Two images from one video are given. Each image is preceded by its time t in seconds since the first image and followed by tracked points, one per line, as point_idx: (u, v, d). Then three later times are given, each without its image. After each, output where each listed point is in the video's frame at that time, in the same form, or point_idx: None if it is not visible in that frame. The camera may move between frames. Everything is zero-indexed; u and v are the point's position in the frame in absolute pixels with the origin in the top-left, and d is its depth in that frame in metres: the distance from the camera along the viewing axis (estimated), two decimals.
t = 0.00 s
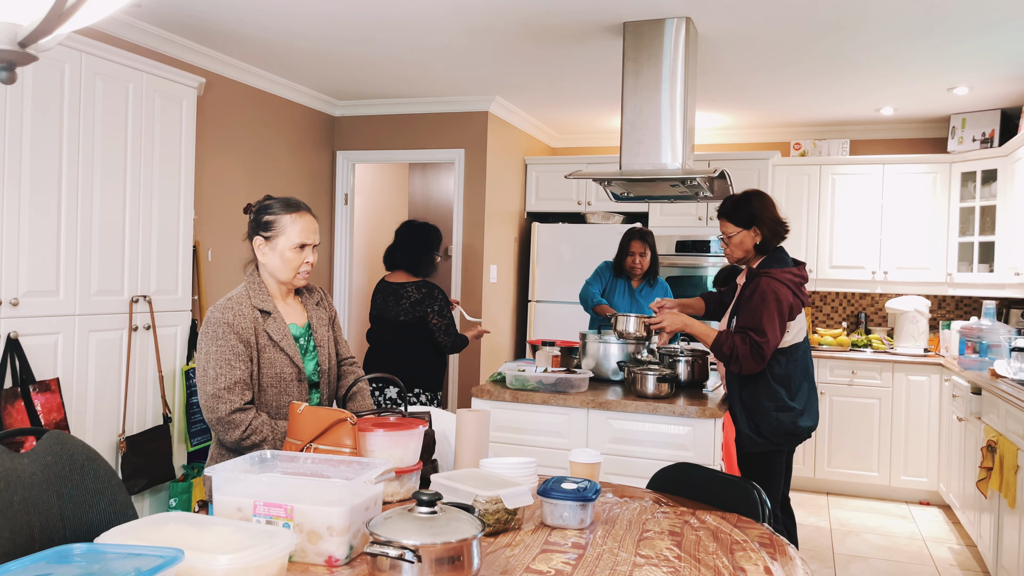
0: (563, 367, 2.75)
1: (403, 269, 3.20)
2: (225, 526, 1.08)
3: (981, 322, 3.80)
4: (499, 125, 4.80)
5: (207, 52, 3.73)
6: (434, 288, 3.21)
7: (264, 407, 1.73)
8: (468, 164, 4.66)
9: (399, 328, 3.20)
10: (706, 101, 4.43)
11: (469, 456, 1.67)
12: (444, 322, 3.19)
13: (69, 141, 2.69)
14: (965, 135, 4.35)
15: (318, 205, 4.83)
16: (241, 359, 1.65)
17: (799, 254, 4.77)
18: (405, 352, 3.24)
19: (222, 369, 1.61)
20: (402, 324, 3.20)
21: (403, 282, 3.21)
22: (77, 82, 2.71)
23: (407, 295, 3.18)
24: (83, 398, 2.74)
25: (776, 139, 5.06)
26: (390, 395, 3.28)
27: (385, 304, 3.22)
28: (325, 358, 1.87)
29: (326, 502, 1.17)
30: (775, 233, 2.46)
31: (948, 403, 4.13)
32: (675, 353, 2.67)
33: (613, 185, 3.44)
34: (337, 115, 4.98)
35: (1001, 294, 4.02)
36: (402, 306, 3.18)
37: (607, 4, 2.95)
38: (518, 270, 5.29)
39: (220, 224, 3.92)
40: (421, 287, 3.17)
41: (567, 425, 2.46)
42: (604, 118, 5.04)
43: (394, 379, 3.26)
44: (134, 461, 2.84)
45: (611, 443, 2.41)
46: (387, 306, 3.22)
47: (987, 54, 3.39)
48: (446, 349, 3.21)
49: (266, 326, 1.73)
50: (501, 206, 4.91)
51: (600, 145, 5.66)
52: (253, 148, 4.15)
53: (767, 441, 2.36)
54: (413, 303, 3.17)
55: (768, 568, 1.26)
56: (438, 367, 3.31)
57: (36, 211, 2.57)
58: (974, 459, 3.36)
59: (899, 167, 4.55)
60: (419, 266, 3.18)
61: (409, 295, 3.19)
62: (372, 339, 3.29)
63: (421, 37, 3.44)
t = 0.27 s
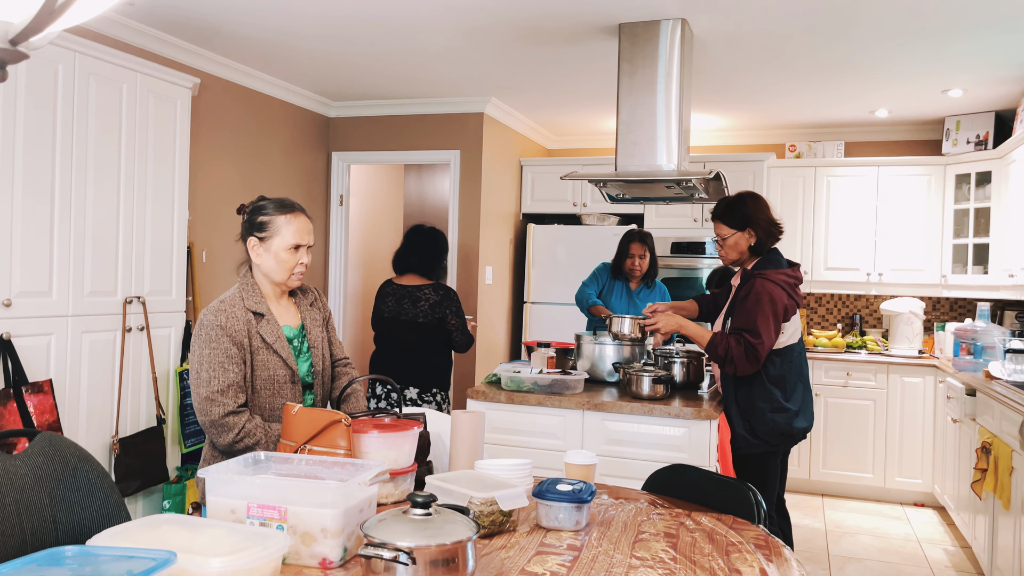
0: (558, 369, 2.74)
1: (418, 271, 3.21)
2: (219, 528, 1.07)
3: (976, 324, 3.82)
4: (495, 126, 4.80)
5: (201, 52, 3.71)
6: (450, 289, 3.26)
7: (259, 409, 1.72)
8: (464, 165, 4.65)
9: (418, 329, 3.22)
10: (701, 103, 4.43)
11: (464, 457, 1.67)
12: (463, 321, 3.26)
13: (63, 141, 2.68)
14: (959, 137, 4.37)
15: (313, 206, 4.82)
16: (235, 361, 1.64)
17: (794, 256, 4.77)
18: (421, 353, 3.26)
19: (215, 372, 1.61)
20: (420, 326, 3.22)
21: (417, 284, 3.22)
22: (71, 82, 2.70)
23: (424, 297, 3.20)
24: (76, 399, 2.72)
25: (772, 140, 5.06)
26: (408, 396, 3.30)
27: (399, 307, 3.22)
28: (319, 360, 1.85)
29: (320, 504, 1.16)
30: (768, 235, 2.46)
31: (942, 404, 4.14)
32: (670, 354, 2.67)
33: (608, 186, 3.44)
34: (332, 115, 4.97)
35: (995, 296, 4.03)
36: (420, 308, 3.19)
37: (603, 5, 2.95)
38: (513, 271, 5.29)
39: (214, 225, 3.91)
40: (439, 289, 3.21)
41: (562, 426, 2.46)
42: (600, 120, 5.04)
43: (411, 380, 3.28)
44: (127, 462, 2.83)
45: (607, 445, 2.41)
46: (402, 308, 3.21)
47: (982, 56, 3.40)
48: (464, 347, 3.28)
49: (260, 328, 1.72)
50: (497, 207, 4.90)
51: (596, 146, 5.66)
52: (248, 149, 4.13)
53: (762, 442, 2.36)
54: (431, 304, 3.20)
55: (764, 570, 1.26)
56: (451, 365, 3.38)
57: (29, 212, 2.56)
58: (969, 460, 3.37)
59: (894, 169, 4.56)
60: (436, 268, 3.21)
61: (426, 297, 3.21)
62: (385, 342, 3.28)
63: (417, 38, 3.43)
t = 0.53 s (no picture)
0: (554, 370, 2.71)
1: (438, 273, 3.34)
2: (212, 529, 1.06)
3: (970, 326, 3.82)
4: (490, 127, 4.79)
5: (195, 51, 3.69)
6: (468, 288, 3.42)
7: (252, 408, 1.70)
8: (459, 166, 4.64)
9: (442, 328, 3.40)
10: (696, 104, 4.43)
11: (459, 458, 1.66)
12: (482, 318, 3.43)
13: (55, 139, 2.65)
14: (953, 139, 4.37)
15: (307, 206, 4.80)
16: (229, 360, 1.62)
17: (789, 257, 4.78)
18: (442, 350, 3.44)
19: (209, 371, 1.58)
20: (443, 325, 3.39)
21: (437, 285, 3.37)
22: (64, 80, 2.68)
23: (445, 298, 3.36)
24: (67, 399, 2.69)
25: (766, 142, 5.07)
26: (431, 391, 3.49)
27: (420, 307, 3.37)
28: (314, 360, 1.84)
29: (315, 505, 1.15)
30: (765, 235, 2.46)
31: (937, 406, 4.14)
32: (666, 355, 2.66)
33: (604, 186, 3.43)
34: (327, 116, 4.95)
35: (989, 298, 4.04)
36: (442, 308, 3.36)
37: (598, 5, 2.94)
38: (508, 273, 5.28)
39: (207, 225, 3.88)
40: (459, 289, 3.37)
41: (558, 428, 2.45)
42: (595, 121, 5.04)
43: (433, 376, 3.47)
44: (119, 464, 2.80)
45: (603, 446, 2.40)
46: (423, 309, 3.37)
47: (977, 59, 3.42)
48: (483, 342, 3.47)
49: (255, 327, 1.70)
50: (492, 208, 4.89)
51: (591, 147, 5.66)
52: (241, 148, 4.11)
53: (758, 443, 2.37)
54: (453, 305, 3.36)
55: (762, 572, 1.25)
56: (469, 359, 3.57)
57: (21, 211, 2.54)
58: (964, 462, 3.37)
59: (888, 171, 4.57)
60: (456, 270, 3.35)
61: (446, 297, 3.37)
62: (407, 339, 3.46)
63: (413, 37, 3.42)
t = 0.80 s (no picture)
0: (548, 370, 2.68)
1: (447, 272, 3.49)
2: (202, 530, 1.04)
3: (963, 330, 3.81)
4: (484, 127, 4.78)
5: (186, 49, 3.66)
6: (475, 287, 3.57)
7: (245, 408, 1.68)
8: (452, 166, 4.63)
9: (450, 325, 3.53)
10: (690, 106, 4.44)
11: (453, 459, 1.65)
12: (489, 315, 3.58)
13: (44, 135, 2.62)
14: (946, 142, 4.39)
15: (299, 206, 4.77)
16: (223, 358, 1.60)
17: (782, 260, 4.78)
18: (451, 347, 3.57)
19: (202, 368, 1.57)
20: (452, 322, 3.52)
21: (447, 284, 3.51)
22: (54, 76, 2.65)
23: (455, 296, 3.50)
24: (55, 399, 2.66)
25: (760, 145, 5.08)
26: (439, 388, 3.63)
27: (430, 305, 3.50)
28: (308, 359, 1.81)
29: (307, 506, 1.13)
30: (759, 236, 2.45)
31: (928, 408, 4.16)
32: (660, 356, 2.64)
33: (598, 186, 3.42)
34: (319, 115, 4.92)
35: (980, 301, 4.05)
36: (452, 306, 3.50)
37: (593, 4, 2.94)
38: (501, 274, 5.26)
39: (199, 223, 3.85)
40: (468, 287, 3.52)
41: (551, 428, 2.43)
42: (589, 122, 5.03)
43: (441, 372, 3.60)
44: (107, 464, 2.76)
45: (597, 448, 2.38)
46: (433, 306, 3.50)
47: (971, 62, 3.43)
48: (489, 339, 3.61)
49: (249, 324, 1.68)
50: (485, 209, 4.88)
51: (585, 149, 5.65)
52: (233, 147, 4.09)
53: (753, 445, 2.35)
54: (462, 302, 3.51)
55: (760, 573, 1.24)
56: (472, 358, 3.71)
57: (9, 208, 2.50)
58: (956, 465, 3.38)
59: (881, 174, 4.58)
60: (465, 269, 3.50)
61: (456, 295, 3.51)
62: (417, 337, 3.58)
63: (407, 36, 3.41)
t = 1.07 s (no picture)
0: (542, 372, 2.67)
1: (444, 273, 3.50)
2: (197, 530, 1.02)
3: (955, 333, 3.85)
4: (479, 129, 4.78)
5: (180, 46, 3.64)
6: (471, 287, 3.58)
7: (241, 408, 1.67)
8: (447, 167, 4.62)
9: (447, 324, 3.54)
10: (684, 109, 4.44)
11: (449, 460, 1.64)
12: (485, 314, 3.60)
13: (36, 131, 2.60)
14: (938, 147, 4.42)
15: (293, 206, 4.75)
16: (220, 358, 1.59)
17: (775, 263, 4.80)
18: (447, 347, 3.59)
19: (199, 368, 1.55)
20: (449, 321, 3.54)
21: (443, 284, 3.52)
22: (46, 73, 2.62)
23: (452, 296, 3.51)
24: (45, 398, 2.63)
25: (754, 148, 5.09)
26: (437, 388, 3.64)
27: (427, 305, 3.52)
28: (304, 359, 1.80)
29: (303, 506, 1.12)
30: (754, 238, 2.45)
31: (920, 412, 4.17)
32: (655, 358, 2.62)
33: (593, 188, 3.42)
34: (313, 115, 4.90)
35: (972, 305, 4.08)
36: (449, 306, 3.51)
37: (589, 6, 2.94)
38: (495, 275, 5.26)
39: (191, 221, 3.83)
40: (464, 287, 3.53)
41: (546, 430, 2.42)
42: (583, 124, 5.03)
43: (438, 372, 3.62)
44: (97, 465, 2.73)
45: (592, 449, 2.37)
46: (430, 307, 3.51)
47: (965, 66, 3.45)
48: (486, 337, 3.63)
49: (247, 324, 1.67)
50: (479, 210, 4.87)
51: (579, 151, 5.65)
52: (227, 146, 4.07)
53: (748, 447, 2.35)
54: (459, 302, 3.52)
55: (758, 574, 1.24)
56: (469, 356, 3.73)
57: None
58: (948, 468, 3.39)
59: (874, 178, 4.61)
60: (461, 270, 3.52)
61: (452, 296, 3.52)
62: (414, 337, 3.59)
63: (402, 36, 3.40)
